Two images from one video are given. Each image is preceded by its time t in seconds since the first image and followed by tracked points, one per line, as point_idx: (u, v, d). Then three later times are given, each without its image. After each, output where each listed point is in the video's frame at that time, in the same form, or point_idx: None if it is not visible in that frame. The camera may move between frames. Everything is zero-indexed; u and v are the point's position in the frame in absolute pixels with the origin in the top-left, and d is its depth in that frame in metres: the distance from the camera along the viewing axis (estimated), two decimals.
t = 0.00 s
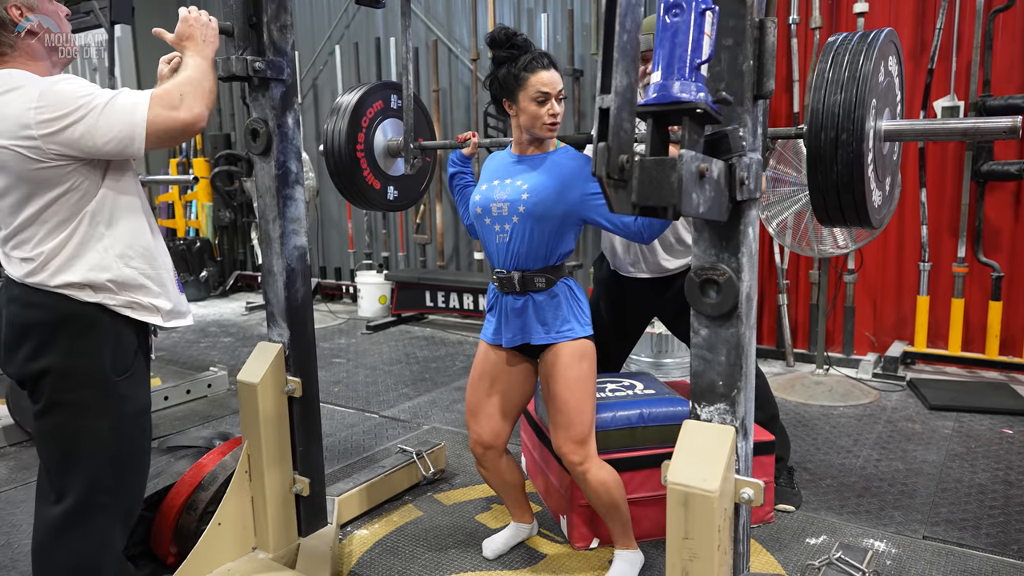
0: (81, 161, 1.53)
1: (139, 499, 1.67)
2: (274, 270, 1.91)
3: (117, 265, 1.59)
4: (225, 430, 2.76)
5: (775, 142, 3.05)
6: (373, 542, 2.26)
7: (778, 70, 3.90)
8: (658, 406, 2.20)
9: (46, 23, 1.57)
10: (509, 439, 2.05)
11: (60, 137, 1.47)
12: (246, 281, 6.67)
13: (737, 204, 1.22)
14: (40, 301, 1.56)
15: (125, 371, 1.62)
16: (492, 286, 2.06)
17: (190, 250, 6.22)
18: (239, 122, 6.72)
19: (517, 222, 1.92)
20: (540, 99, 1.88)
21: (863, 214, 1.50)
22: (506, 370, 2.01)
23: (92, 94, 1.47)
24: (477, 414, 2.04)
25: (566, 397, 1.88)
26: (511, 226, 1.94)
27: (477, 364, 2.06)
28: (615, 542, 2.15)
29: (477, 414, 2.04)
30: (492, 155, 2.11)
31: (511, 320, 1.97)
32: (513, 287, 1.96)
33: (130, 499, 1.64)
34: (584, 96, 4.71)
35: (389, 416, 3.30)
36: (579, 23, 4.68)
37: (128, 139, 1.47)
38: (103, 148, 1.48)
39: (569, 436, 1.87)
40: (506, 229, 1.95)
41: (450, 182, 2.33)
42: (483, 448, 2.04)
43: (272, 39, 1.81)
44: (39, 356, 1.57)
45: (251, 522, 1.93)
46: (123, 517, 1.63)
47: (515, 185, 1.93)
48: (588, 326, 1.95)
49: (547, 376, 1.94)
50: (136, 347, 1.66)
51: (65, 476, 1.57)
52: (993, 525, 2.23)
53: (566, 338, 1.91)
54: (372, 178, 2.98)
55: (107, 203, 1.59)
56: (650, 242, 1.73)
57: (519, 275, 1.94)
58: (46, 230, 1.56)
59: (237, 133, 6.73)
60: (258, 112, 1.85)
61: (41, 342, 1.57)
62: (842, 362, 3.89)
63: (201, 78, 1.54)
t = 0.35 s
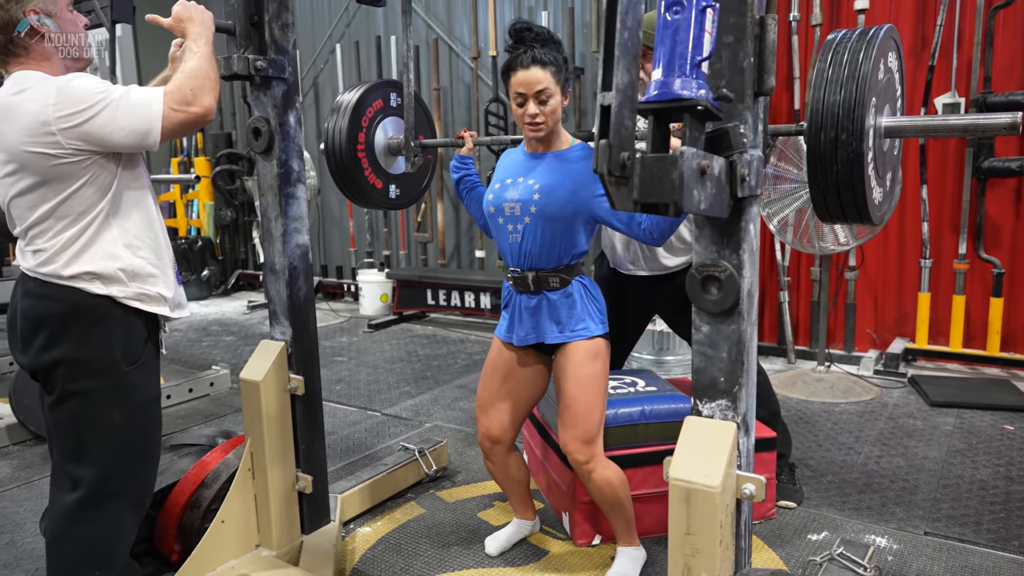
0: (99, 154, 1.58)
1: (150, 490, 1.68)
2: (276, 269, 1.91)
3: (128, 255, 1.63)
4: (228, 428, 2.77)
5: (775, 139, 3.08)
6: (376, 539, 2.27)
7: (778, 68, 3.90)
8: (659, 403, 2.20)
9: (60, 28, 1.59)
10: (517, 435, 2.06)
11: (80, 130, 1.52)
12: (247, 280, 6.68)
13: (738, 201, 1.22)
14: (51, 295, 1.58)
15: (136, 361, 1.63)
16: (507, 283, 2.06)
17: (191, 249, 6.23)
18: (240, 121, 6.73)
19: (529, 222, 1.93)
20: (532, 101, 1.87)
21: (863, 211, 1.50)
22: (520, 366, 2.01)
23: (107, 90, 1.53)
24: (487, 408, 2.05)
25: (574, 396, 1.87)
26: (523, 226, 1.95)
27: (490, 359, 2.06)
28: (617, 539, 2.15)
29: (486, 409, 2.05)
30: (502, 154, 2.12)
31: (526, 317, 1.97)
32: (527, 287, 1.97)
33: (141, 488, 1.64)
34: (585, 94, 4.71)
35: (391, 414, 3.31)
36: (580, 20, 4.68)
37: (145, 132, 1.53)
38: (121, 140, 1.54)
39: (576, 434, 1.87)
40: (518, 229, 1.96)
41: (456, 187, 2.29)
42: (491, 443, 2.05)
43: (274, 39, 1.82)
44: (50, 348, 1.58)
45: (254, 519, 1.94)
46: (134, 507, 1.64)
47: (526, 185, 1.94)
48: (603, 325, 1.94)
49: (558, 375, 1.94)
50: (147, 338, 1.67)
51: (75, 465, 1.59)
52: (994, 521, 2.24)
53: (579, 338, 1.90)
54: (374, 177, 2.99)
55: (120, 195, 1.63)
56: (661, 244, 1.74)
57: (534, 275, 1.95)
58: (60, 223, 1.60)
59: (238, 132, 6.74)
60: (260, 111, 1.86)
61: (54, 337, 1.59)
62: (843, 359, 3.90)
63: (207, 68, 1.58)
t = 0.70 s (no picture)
0: (99, 155, 1.58)
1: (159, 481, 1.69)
2: (279, 266, 1.92)
3: (121, 254, 1.63)
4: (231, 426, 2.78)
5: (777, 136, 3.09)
6: (379, 536, 2.28)
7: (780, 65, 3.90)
8: (661, 400, 2.21)
9: (76, 34, 1.60)
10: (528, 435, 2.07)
11: (81, 131, 1.53)
12: (249, 278, 6.69)
13: (741, 197, 1.23)
14: (48, 291, 1.58)
15: (136, 352, 1.63)
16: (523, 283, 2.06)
17: (193, 247, 6.24)
18: (241, 119, 6.73)
19: (543, 221, 1.93)
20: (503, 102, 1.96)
21: (865, 207, 1.51)
22: (533, 367, 2.02)
23: (111, 94, 1.55)
24: (497, 407, 2.05)
25: (587, 395, 1.87)
26: (537, 224, 1.95)
27: (504, 359, 2.06)
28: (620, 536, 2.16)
29: (498, 408, 2.05)
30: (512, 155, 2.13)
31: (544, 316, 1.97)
32: (545, 285, 1.97)
33: (152, 479, 1.65)
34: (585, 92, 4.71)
35: (393, 412, 3.31)
36: (581, 18, 4.67)
37: (144, 137, 1.55)
38: (120, 144, 1.55)
39: (587, 432, 1.87)
40: (532, 228, 1.96)
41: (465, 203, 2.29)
42: (501, 442, 2.06)
43: (277, 36, 1.82)
44: (48, 344, 1.59)
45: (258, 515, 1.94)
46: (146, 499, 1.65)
47: (537, 183, 1.94)
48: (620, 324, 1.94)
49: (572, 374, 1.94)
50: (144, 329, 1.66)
51: (91, 457, 1.60)
52: (995, 517, 2.24)
53: (595, 336, 1.91)
54: (376, 174, 2.99)
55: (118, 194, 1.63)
56: (675, 238, 1.75)
57: (551, 273, 1.96)
58: (56, 220, 1.60)
59: (240, 130, 6.74)
60: (263, 109, 1.86)
61: (51, 333, 1.59)
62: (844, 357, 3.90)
63: (209, 80, 1.60)
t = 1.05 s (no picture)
0: (96, 149, 1.59)
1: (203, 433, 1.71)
2: (282, 264, 1.92)
3: (106, 251, 1.62)
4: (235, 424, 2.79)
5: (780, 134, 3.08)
6: (381, 532, 2.29)
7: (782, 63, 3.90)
8: (663, 398, 2.21)
9: (94, 46, 1.61)
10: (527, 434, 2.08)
11: (83, 125, 1.54)
12: (250, 275, 6.69)
13: (744, 196, 1.23)
14: (34, 289, 1.58)
15: (134, 326, 1.63)
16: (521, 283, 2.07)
17: (194, 245, 6.24)
18: (243, 117, 6.73)
19: (542, 214, 1.94)
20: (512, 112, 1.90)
21: (868, 203, 1.51)
22: (533, 365, 2.02)
23: (115, 92, 1.55)
24: (496, 407, 2.07)
25: (590, 397, 1.88)
26: (536, 218, 1.96)
27: (504, 358, 2.07)
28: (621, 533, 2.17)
29: (498, 407, 2.06)
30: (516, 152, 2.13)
31: (541, 316, 1.98)
32: (542, 280, 1.97)
33: (197, 434, 1.69)
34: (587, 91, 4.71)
35: (395, 409, 3.32)
36: (583, 16, 4.67)
37: (144, 136, 1.56)
38: (120, 142, 1.56)
39: (586, 433, 1.88)
40: (532, 221, 1.97)
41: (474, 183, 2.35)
42: (500, 442, 2.08)
43: (280, 35, 1.82)
44: (49, 337, 1.60)
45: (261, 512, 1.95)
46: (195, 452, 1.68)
47: (538, 178, 1.95)
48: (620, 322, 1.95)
49: (571, 373, 1.95)
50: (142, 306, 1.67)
51: (126, 427, 1.61)
52: (996, 515, 2.25)
53: (594, 333, 1.90)
54: (379, 172, 3.00)
55: (111, 189, 1.63)
56: (668, 242, 1.77)
57: (548, 267, 1.96)
58: (44, 214, 1.61)
59: (242, 128, 6.75)
60: (267, 107, 1.86)
61: (42, 325, 1.59)
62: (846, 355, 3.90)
63: (212, 85, 1.62)
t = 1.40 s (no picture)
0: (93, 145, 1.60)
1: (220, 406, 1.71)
2: (284, 264, 1.92)
3: (95, 249, 1.61)
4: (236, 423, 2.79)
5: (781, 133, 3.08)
6: (382, 532, 2.29)
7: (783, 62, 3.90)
8: (664, 398, 2.21)
9: (111, 59, 1.63)
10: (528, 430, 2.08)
11: (82, 120, 1.55)
12: (251, 274, 6.69)
13: (745, 196, 1.23)
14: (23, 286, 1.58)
15: (119, 313, 1.62)
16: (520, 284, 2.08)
17: (195, 243, 6.25)
18: (244, 116, 6.73)
19: (539, 220, 1.94)
20: (523, 115, 1.87)
21: (869, 204, 1.51)
22: (533, 362, 2.02)
23: (116, 87, 1.56)
24: (498, 403, 2.07)
25: (590, 390, 1.88)
26: (533, 224, 1.96)
27: (505, 355, 2.07)
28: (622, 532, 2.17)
29: (499, 403, 2.06)
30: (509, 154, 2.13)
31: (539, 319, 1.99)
32: (541, 287, 1.99)
33: (214, 407, 1.69)
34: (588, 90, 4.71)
35: (396, 408, 3.32)
36: (584, 15, 4.66)
37: (143, 132, 1.56)
38: (118, 137, 1.57)
39: (587, 426, 1.87)
40: (529, 227, 1.97)
41: (477, 180, 2.40)
42: (501, 436, 2.07)
43: (281, 35, 1.82)
44: (42, 335, 1.59)
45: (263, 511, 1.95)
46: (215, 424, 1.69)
47: (534, 183, 1.95)
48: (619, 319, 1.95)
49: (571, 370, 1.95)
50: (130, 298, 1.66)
51: (143, 411, 1.63)
52: (997, 514, 2.25)
53: (593, 331, 1.91)
54: (379, 173, 3.00)
55: (107, 183, 1.64)
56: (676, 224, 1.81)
57: (546, 274, 1.97)
58: (36, 210, 1.61)
59: (243, 127, 6.75)
60: (268, 107, 1.86)
61: (32, 324, 1.59)
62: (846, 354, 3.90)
63: (213, 84, 1.63)
